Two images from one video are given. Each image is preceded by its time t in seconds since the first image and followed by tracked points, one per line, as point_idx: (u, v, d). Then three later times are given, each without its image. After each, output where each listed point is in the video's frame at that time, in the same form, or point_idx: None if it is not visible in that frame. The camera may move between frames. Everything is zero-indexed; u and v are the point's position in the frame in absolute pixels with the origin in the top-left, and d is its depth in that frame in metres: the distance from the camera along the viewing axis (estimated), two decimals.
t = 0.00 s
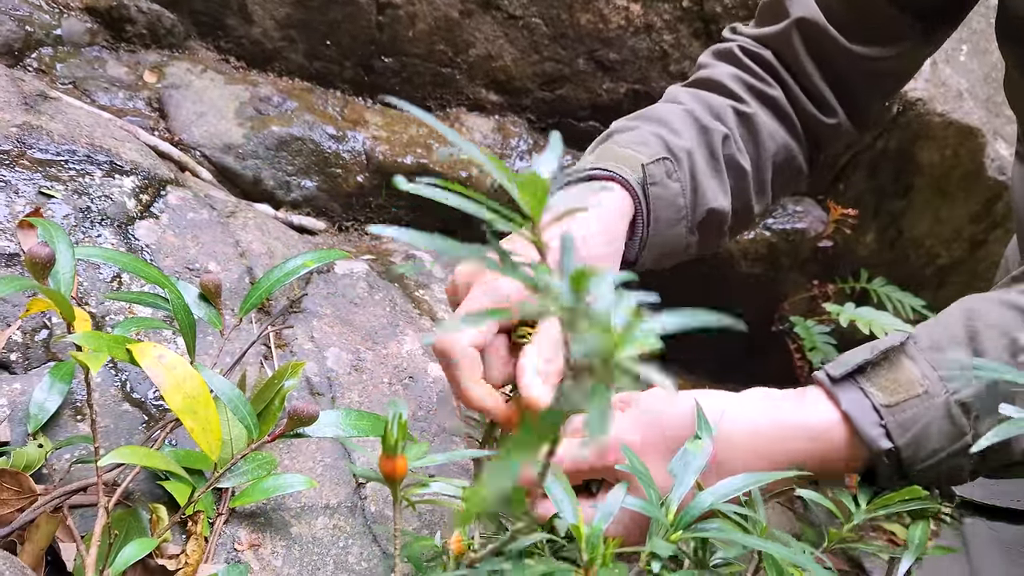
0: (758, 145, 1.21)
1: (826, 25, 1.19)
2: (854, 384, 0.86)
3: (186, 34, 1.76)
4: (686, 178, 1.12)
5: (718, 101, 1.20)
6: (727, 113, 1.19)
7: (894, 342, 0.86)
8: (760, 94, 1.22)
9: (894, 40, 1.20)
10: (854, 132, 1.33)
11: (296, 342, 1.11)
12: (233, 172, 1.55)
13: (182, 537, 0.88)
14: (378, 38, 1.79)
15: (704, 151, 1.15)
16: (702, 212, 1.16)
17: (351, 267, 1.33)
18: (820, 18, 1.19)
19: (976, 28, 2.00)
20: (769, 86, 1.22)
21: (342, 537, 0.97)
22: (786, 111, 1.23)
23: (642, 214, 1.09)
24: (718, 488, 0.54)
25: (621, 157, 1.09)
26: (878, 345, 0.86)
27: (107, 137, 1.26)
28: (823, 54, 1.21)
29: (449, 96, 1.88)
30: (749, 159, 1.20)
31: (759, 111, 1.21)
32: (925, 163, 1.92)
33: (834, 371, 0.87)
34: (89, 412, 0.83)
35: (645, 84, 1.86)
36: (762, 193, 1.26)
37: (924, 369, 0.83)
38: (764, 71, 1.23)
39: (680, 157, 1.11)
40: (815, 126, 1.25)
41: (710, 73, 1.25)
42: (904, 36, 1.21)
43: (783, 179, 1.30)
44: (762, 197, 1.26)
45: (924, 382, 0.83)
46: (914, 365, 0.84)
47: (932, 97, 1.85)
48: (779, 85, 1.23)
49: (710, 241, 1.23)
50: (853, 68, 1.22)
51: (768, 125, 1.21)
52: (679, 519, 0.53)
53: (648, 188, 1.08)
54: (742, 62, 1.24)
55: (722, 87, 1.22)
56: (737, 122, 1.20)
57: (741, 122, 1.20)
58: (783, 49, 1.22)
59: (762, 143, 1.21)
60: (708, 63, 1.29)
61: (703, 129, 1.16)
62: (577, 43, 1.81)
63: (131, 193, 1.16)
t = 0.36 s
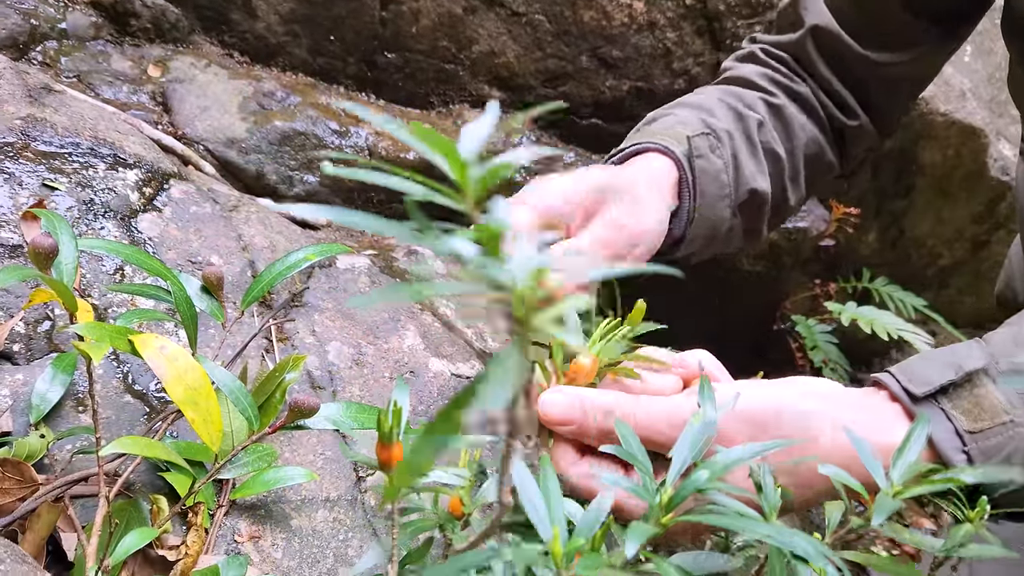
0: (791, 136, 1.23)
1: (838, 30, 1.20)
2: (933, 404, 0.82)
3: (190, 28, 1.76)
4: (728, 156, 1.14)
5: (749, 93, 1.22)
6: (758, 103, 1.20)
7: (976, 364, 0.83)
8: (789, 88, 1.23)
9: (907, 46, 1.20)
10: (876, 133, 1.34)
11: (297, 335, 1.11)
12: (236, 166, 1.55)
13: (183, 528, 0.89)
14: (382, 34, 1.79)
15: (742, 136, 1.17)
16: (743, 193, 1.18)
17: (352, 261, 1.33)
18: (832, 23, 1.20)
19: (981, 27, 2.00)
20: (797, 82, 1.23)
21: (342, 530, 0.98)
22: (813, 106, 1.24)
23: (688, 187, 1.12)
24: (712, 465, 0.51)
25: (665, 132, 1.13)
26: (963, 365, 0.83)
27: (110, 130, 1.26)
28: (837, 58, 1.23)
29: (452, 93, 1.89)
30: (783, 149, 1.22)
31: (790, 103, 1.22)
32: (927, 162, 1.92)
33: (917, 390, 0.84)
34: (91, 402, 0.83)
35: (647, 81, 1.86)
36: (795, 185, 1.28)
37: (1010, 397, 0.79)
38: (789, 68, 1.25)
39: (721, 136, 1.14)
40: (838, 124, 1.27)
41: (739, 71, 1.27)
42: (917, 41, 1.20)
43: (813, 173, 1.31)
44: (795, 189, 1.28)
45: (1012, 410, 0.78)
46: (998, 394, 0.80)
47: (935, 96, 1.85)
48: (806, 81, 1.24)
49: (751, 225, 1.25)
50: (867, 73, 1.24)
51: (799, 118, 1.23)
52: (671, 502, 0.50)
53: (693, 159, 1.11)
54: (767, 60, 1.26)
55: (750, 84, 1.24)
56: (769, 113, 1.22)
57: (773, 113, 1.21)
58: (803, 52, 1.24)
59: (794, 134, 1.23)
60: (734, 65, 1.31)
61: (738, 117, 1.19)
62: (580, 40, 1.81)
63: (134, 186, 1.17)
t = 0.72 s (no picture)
0: (796, 112, 1.22)
1: (839, 15, 1.20)
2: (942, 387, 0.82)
3: (194, 26, 1.77)
4: (753, 120, 1.14)
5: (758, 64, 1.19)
6: (768, 75, 1.18)
7: (983, 349, 0.83)
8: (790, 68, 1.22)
9: (902, 34, 1.22)
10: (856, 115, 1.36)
11: (298, 332, 1.12)
12: (239, 163, 1.56)
13: (183, 522, 0.89)
14: (385, 33, 1.80)
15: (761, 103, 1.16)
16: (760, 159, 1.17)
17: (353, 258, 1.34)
18: (836, 13, 1.20)
19: (982, 30, 2.00)
20: (797, 61, 1.22)
21: (342, 525, 0.99)
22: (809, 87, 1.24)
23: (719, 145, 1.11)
24: (707, 465, 0.51)
25: (704, 84, 1.12)
26: (970, 350, 0.83)
27: (114, 127, 1.27)
28: (831, 43, 1.23)
29: (454, 92, 1.90)
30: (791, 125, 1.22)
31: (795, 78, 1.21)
32: (928, 164, 1.92)
33: (926, 373, 0.83)
34: (93, 397, 0.84)
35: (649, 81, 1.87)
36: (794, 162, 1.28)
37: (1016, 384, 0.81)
38: (789, 46, 1.24)
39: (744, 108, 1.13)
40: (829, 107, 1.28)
41: (742, 42, 1.24)
42: (912, 29, 1.23)
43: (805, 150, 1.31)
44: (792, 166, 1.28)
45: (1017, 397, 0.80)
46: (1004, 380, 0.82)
47: (936, 98, 1.85)
48: (805, 60, 1.24)
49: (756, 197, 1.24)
50: (859, 58, 1.24)
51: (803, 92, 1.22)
52: (664, 500, 0.50)
53: (735, 111, 1.11)
54: (767, 37, 1.24)
55: (755, 56, 1.22)
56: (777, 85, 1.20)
57: (782, 88, 1.20)
58: (800, 31, 1.22)
59: (799, 112, 1.23)
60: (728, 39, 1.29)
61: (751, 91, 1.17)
62: (582, 39, 1.82)
63: (138, 182, 1.17)
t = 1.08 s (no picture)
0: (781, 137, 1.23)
1: (843, 15, 1.18)
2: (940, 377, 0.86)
3: (197, 24, 1.78)
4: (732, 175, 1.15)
5: (743, 96, 1.20)
6: (753, 109, 1.19)
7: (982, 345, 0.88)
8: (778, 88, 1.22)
9: (899, 33, 1.24)
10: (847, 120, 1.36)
11: (299, 329, 1.13)
12: (241, 161, 1.57)
13: (183, 517, 0.90)
14: (387, 32, 1.81)
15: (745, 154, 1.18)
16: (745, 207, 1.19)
17: (354, 257, 1.35)
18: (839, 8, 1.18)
19: (983, 33, 2.01)
20: (787, 77, 1.22)
21: (341, 522, 0.99)
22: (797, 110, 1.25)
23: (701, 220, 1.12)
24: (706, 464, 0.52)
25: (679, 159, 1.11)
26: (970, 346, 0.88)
27: (117, 125, 1.28)
28: (833, 42, 1.22)
29: (456, 91, 1.90)
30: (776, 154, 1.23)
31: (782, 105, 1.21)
32: (928, 166, 1.93)
33: (925, 363, 0.87)
34: (94, 392, 0.84)
35: (650, 82, 1.87)
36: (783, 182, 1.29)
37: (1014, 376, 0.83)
38: (779, 63, 1.23)
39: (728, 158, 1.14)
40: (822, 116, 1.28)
41: (729, 63, 1.23)
42: (909, 28, 1.24)
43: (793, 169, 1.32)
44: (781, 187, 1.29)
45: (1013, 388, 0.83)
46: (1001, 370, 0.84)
47: (937, 101, 1.86)
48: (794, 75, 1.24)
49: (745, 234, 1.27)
50: (861, 57, 1.24)
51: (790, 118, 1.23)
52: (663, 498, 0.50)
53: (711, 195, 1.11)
54: (758, 52, 1.23)
55: (743, 81, 1.21)
56: (762, 117, 1.21)
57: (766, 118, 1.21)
58: (795, 43, 1.22)
59: (785, 136, 1.24)
60: (719, 52, 1.27)
61: (737, 128, 1.18)
62: (584, 40, 1.82)
63: (140, 180, 1.18)
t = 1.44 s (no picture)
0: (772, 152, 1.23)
1: (838, 22, 1.19)
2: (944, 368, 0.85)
3: (199, 21, 1.78)
4: (717, 205, 1.13)
5: (731, 111, 1.21)
6: (741, 124, 1.20)
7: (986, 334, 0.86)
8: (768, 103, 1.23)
9: (900, 38, 1.23)
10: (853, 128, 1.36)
11: (298, 326, 1.14)
12: (242, 158, 1.57)
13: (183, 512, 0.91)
14: (388, 30, 1.81)
15: (727, 170, 1.17)
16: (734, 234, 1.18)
17: (354, 254, 1.35)
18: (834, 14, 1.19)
19: (984, 34, 2.01)
20: (779, 89, 1.23)
21: (339, 517, 1.00)
22: (790, 121, 1.25)
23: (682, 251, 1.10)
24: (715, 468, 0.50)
25: (652, 189, 1.10)
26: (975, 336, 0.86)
27: (119, 121, 1.28)
28: (828, 48, 1.23)
29: (457, 89, 1.91)
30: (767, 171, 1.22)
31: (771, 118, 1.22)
32: (928, 167, 1.94)
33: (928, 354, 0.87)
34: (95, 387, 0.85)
35: (651, 81, 1.87)
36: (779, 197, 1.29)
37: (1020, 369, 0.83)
38: (770, 76, 1.24)
39: (708, 182, 1.13)
40: (822, 124, 1.28)
41: (719, 80, 1.24)
42: (911, 33, 1.24)
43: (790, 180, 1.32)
44: (778, 202, 1.29)
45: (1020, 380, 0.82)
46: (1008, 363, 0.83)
47: (937, 101, 1.86)
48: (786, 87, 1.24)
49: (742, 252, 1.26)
50: (857, 63, 1.24)
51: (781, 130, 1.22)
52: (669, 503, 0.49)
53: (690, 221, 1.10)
54: (750, 67, 1.24)
55: (732, 97, 1.22)
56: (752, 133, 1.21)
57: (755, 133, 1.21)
58: (790, 51, 1.23)
59: (778, 150, 1.24)
60: (714, 68, 1.28)
61: (720, 146, 1.17)
62: (584, 39, 1.83)
63: (141, 176, 1.19)
